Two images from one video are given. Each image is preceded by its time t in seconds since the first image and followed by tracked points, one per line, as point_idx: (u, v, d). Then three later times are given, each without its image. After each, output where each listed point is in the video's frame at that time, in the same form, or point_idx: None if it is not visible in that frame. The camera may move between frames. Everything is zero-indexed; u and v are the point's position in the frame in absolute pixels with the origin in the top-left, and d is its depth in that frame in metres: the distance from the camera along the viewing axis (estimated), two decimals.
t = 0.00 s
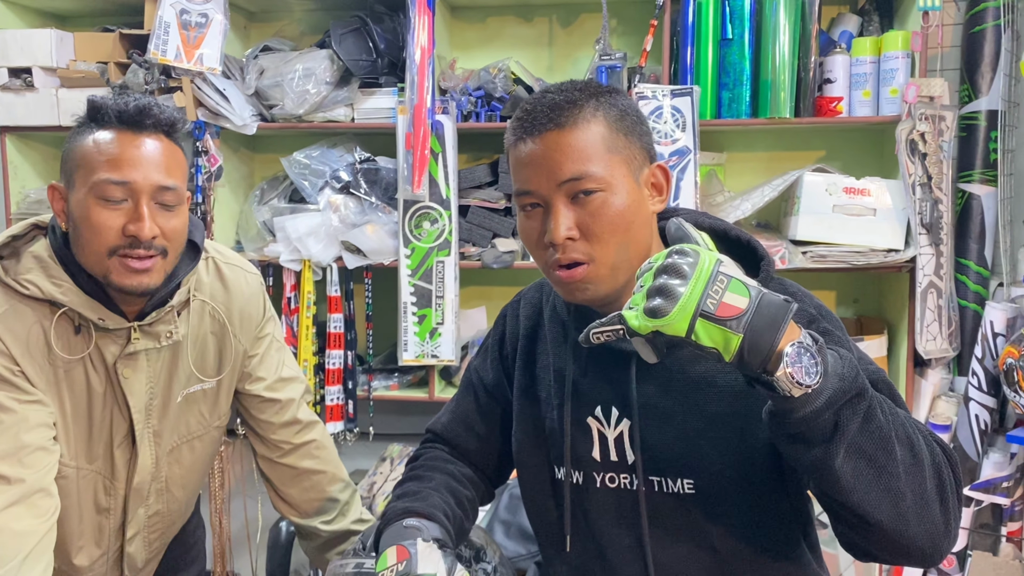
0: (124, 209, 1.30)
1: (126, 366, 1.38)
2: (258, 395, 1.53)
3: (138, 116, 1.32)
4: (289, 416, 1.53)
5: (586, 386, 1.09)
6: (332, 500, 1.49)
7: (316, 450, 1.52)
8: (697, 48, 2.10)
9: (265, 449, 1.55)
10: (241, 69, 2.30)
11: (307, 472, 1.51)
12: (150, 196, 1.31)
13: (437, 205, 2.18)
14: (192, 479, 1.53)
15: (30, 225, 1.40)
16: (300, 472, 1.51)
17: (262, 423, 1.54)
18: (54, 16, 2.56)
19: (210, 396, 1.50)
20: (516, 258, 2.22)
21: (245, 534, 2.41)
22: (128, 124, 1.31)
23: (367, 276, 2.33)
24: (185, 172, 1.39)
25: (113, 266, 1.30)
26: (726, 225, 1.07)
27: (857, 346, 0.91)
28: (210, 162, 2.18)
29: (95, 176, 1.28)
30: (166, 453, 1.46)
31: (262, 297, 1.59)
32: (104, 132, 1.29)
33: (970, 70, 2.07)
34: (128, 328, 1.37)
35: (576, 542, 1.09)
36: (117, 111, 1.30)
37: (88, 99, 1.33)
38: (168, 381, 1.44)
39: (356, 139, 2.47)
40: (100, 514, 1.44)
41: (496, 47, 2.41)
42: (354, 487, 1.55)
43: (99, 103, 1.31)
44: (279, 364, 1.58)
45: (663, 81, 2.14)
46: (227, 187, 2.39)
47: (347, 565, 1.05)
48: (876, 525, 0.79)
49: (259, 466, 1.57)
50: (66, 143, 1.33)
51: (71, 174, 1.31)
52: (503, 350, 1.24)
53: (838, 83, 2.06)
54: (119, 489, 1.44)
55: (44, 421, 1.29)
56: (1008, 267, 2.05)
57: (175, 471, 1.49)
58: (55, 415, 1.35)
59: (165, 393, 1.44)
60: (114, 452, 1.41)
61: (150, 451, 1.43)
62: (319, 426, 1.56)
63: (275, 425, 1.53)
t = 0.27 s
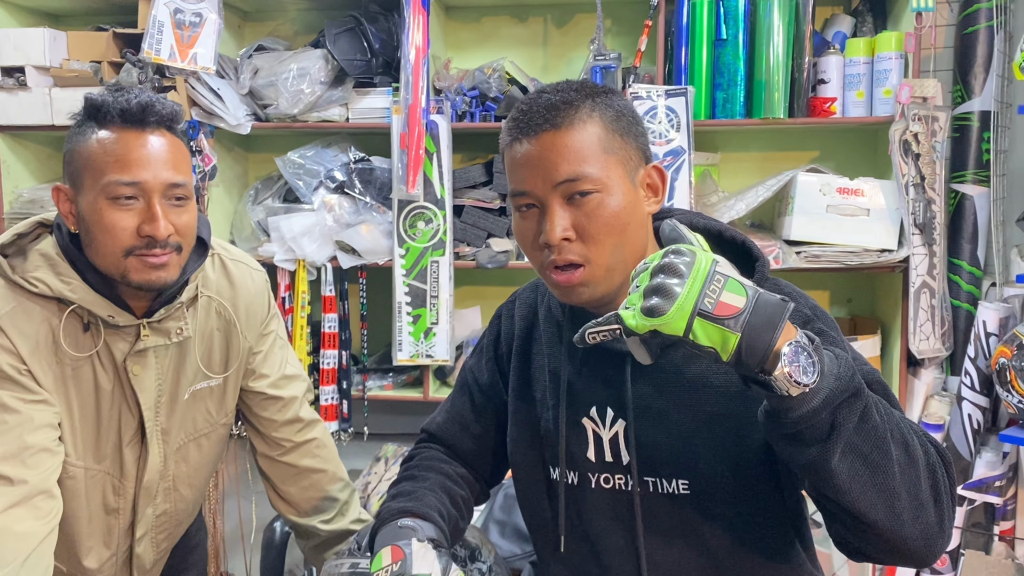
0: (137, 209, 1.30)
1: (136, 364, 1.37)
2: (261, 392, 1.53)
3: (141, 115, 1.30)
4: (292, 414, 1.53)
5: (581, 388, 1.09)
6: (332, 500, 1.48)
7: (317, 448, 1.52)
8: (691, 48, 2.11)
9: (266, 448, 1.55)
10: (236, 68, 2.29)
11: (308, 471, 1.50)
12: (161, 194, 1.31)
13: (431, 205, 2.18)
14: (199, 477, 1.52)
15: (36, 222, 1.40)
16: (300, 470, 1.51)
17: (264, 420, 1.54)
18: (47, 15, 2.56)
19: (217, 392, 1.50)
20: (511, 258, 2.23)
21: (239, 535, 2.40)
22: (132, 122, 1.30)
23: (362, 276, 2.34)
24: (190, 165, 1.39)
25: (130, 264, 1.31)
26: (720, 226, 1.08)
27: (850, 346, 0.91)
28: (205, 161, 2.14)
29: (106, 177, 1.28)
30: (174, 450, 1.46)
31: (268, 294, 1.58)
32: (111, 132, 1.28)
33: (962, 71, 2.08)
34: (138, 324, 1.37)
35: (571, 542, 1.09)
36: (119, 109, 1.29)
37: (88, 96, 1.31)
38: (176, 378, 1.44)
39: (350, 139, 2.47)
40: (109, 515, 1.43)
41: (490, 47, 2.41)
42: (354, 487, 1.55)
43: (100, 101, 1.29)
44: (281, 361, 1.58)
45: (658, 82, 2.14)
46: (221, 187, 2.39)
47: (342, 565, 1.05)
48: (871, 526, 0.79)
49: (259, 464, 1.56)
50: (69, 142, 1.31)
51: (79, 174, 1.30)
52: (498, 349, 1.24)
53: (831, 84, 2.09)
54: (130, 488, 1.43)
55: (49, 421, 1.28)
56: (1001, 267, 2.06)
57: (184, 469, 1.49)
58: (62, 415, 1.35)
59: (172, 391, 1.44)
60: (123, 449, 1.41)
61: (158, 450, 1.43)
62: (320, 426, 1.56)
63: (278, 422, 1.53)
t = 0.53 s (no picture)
0: (147, 206, 1.29)
1: (145, 361, 1.37)
2: (265, 389, 1.52)
3: (150, 110, 1.29)
4: (293, 412, 1.53)
5: (578, 386, 1.08)
6: (330, 498, 1.49)
7: (318, 447, 1.52)
8: (687, 48, 2.11)
9: (267, 444, 1.55)
10: (230, 67, 2.28)
11: (307, 469, 1.51)
12: (172, 191, 1.30)
13: (427, 203, 2.18)
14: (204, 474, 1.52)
15: (41, 218, 1.39)
16: (299, 468, 1.52)
17: (264, 417, 1.54)
18: (39, 12, 2.54)
19: (222, 388, 1.49)
20: (506, 256, 2.21)
21: (233, 534, 2.39)
22: (141, 118, 1.28)
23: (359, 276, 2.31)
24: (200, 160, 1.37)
25: (139, 262, 1.30)
26: (715, 223, 1.07)
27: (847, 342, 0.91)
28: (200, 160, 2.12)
29: (115, 174, 1.27)
30: (180, 447, 1.46)
31: (274, 290, 1.59)
32: (121, 128, 1.27)
33: (957, 69, 2.08)
34: (145, 320, 1.37)
35: (568, 540, 1.09)
36: (128, 104, 1.27)
37: (96, 91, 1.29)
38: (183, 375, 1.43)
39: (346, 137, 2.46)
40: (115, 514, 1.42)
41: (486, 45, 2.41)
42: (353, 486, 1.55)
43: (108, 96, 1.27)
44: (285, 359, 1.58)
45: (654, 80, 2.14)
46: (216, 185, 2.38)
47: (335, 564, 1.05)
48: (870, 522, 0.79)
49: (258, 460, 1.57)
50: (79, 136, 1.30)
51: (89, 170, 1.29)
52: (494, 346, 1.23)
53: (827, 83, 2.08)
54: (138, 487, 1.42)
55: (53, 421, 1.27)
56: (996, 265, 2.07)
57: (189, 467, 1.49)
58: (65, 412, 1.33)
59: (179, 389, 1.43)
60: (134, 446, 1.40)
61: (164, 451, 1.42)
62: (321, 423, 1.56)
63: (279, 420, 1.52)
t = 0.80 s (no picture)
0: (157, 206, 1.29)
1: (153, 360, 1.37)
2: (272, 387, 1.53)
3: (164, 107, 1.29)
4: (301, 410, 1.53)
5: (578, 387, 1.08)
6: (333, 496, 1.49)
7: (325, 445, 1.53)
8: (685, 47, 2.11)
9: (272, 443, 1.55)
10: (228, 65, 2.29)
11: (313, 468, 1.51)
12: (181, 190, 1.30)
13: (424, 203, 2.17)
14: (214, 476, 1.51)
15: (47, 216, 1.38)
16: (305, 467, 1.52)
17: (270, 415, 1.54)
18: (36, 11, 2.53)
19: (230, 387, 1.49)
20: (504, 256, 2.21)
21: (231, 534, 2.39)
22: (152, 116, 1.28)
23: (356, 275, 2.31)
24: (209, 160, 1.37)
25: (148, 261, 1.30)
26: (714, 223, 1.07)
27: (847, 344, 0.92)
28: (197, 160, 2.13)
29: (126, 173, 1.26)
30: (189, 446, 1.45)
31: (280, 288, 1.59)
32: (132, 125, 1.26)
33: (955, 70, 2.09)
34: (152, 319, 1.36)
35: (567, 541, 1.09)
36: (140, 102, 1.27)
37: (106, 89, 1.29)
38: (190, 374, 1.43)
39: (344, 136, 2.46)
40: (122, 515, 1.42)
41: (483, 44, 2.41)
42: (356, 485, 1.56)
43: (120, 94, 1.27)
44: (292, 356, 1.59)
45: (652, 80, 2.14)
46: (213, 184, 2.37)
47: (334, 565, 1.04)
48: (871, 525, 0.79)
49: (261, 459, 1.56)
50: (89, 132, 1.29)
51: (98, 168, 1.28)
52: (493, 346, 1.23)
53: (824, 83, 2.08)
54: (145, 490, 1.42)
55: (55, 421, 1.27)
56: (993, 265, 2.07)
57: (200, 468, 1.48)
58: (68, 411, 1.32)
59: (187, 388, 1.43)
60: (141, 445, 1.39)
61: (172, 451, 1.41)
62: (327, 422, 1.56)
63: (286, 418, 1.53)
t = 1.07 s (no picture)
0: (158, 203, 1.29)
1: (155, 356, 1.37)
2: (272, 384, 1.53)
3: (163, 101, 1.28)
4: (301, 407, 1.54)
5: (575, 386, 1.08)
6: (332, 494, 1.49)
7: (324, 443, 1.53)
8: (682, 44, 2.11)
9: (272, 440, 1.54)
10: (225, 62, 2.28)
11: (312, 465, 1.51)
12: (182, 187, 1.29)
13: (421, 200, 2.17)
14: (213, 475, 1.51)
15: (47, 211, 1.37)
16: (304, 464, 1.51)
17: (270, 412, 1.54)
18: (31, 7, 2.52)
19: (230, 385, 1.49)
20: (501, 254, 2.21)
21: (227, 531, 2.39)
22: (151, 111, 1.27)
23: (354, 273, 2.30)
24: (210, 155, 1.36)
25: (151, 258, 1.30)
26: (710, 222, 1.07)
27: (844, 344, 0.92)
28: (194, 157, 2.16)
29: (126, 170, 1.26)
30: (188, 446, 1.45)
31: (281, 285, 1.59)
32: (131, 122, 1.26)
33: (951, 68, 2.09)
34: (154, 316, 1.36)
35: (563, 539, 1.09)
36: (139, 98, 1.26)
37: (105, 85, 1.28)
38: (192, 373, 1.43)
39: (340, 134, 2.46)
40: (120, 513, 1.42)
41: (480, 42, 2.40)
42: (354, 483, 1.56)
43: (118, 90, 1.27)
44: (291, 354, 1.59)
45: (648, 78, 2.14)
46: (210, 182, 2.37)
47: (330, 563, 1.05)
48: (865, 526, 0.79)
49: (260, 456, 1.56)
50: (88, 129, 1.29)
51: (98, 165, 1.28)
52: (489, 344, 1.23)
53: (821, 81, 2.09)
54: (144, 488, 1.42)
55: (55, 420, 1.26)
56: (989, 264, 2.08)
57: (197, 467, 1.48)
58: (68, 409, 1.32)
59: (188, 385, 1.43)
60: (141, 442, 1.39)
61: (172, 449, 1.41)
62: (326, 420, 1.56)
63: (286, 415, 1.53)
